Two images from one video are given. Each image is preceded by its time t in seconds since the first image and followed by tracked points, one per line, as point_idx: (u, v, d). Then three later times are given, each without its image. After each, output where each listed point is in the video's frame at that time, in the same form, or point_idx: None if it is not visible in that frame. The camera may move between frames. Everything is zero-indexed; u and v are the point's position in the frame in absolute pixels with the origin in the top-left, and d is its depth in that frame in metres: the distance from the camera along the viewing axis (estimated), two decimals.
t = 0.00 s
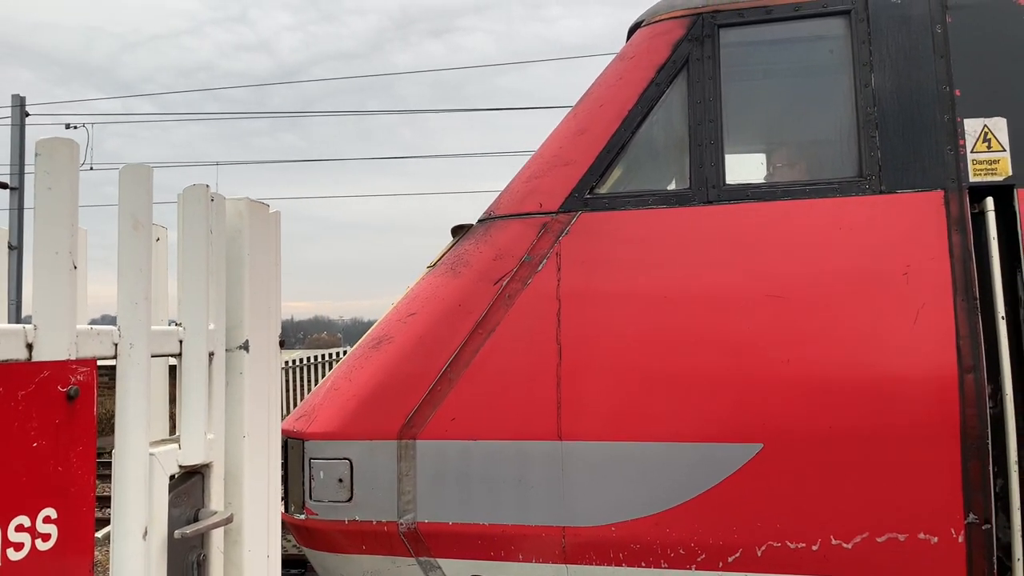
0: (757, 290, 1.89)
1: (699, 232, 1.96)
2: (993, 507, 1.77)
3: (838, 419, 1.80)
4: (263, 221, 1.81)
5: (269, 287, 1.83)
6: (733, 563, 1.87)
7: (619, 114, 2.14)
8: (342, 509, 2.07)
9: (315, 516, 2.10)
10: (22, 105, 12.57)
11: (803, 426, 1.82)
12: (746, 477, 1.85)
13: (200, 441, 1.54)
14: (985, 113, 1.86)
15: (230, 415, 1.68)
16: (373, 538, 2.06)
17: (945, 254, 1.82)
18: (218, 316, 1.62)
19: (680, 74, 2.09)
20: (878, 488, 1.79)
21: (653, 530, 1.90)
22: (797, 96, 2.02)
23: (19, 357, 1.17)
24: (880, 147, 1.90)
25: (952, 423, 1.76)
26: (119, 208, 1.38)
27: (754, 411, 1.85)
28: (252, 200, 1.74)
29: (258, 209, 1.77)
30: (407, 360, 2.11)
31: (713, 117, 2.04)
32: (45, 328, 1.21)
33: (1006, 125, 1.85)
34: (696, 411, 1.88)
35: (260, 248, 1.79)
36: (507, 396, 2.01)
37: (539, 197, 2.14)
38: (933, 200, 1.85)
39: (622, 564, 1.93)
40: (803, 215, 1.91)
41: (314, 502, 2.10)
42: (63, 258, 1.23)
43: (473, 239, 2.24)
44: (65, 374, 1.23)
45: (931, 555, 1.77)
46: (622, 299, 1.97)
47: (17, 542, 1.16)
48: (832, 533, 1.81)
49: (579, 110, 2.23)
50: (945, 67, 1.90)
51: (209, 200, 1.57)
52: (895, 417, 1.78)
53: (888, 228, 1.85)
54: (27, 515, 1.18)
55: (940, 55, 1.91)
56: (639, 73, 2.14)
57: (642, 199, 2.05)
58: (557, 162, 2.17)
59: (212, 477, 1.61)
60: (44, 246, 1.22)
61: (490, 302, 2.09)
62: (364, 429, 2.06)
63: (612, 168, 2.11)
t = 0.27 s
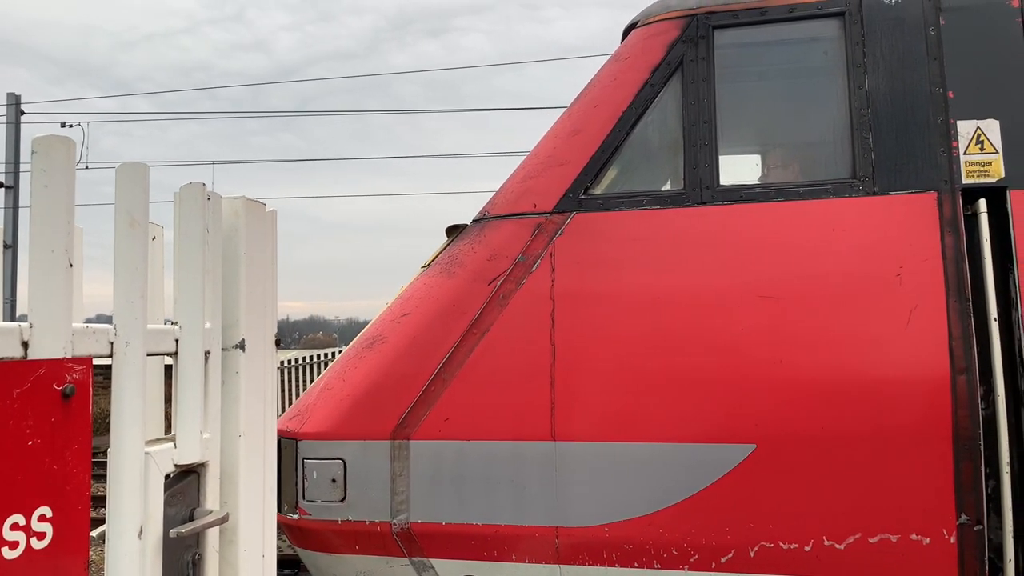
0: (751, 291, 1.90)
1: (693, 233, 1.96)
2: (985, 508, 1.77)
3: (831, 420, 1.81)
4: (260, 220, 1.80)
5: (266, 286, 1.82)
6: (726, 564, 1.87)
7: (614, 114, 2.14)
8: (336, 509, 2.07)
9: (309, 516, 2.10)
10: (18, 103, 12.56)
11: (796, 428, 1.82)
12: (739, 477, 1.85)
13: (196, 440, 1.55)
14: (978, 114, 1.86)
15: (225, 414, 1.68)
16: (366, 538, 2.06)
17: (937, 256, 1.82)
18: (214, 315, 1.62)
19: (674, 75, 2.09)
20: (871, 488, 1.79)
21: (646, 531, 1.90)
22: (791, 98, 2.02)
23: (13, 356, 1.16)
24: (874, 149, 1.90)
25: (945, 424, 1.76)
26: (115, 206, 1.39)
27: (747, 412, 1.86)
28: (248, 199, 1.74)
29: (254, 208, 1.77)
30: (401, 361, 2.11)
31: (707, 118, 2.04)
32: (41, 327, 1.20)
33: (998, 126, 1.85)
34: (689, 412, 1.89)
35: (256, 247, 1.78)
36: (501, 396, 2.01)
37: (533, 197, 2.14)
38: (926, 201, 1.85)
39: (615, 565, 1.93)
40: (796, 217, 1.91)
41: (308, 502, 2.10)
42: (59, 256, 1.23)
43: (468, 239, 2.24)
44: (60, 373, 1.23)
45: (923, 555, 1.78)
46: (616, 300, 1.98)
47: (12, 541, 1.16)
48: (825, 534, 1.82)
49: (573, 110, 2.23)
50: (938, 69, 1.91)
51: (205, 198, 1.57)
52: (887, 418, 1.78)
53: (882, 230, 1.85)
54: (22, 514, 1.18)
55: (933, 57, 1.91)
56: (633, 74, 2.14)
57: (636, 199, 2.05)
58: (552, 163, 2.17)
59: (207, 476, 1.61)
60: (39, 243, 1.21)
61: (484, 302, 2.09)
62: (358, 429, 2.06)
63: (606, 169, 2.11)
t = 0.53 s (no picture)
0: (746, 289, 1.90)
1: (689, 231, 1.96)
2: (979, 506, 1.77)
3: (826, 418, 1.82)
4: (258, 217, 1.80)
5: (264, 283, 1.83)
6: (721, 562, 1.87)
7: (609, 112, 2.13)
8: (331, 508, 2.08)
9: (304, 514, 2.10)
10: (17, 102, 12.56)
11: (791, 426, 1.83)
12: (734, 475, 1.86)
13: (195, 439, 1.54)
14: (973, 112, 1.86)
15: (224, 413, 1.68)
16: (361, 537, 2.06)
17: (932, 253, 1.82)
18: (212, 313, 1.62)
19: (670, 73, 2.08)
20: (865, 486, 1.80)
21: (641, 529, 1.90)
22: (787, 96, 2.02)
23: (12, 354, 1.16)
24: (869, 147, 1.90)
25: (939, 422, 1.77)
26: (113, 203, 1.38)
27: (741, 410, 1.86)
28: (246, 197, 1.73)
29: (253, 205, 1.76)
30: (397, 359, 2.11)
31: (703, 115, 2.03)
32: (40, 325, 1.20)
33: (993, 124, 1.84)
34: (684, 410, 1.89)
35: (255, 245, 1.79)
36: (497, 394, 2.02)
37: (528, 195, 2.14)
38: (921, 200, 1.85)
39: (610, 563, 1.93)
40: (791, 215, 1.91)
41: (303, 501, 2.10)
42: (58, 254, 1.23)
43: (463, 238, 2.23)
44: (59, 371, 1.22)
45: (918, 553, 1.78)
46: (612, 298, 1.98)
47: (11, 540, 1.16)
48: (820, 532, 1.82)
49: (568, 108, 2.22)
50: (933, 66, 1.90)
51: (204, 197, 1.57)
52: (881, 416, 1.79)
53: (876, 228, 1.85)
54: (21, 512, 1.18)
55: (929, 55, 1.91)
56: (628, 72, 2.13)
57: (631, 197, 2.04)
58: (548, 161, 2.16)
59: (206, 475, 1.62)
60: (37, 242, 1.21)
61: (479, 301, 2.09)
62: (353, 428, 2.06)
63: (601, 167, 2.10)
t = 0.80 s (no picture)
0: (743, 287, 1.90)
1: (685, 229, 1.96)
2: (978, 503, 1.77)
3: (823, 416, 1.82)
4: (263, 218, 1.81)
5: (269, 284, 1.83)
6: (719, 560, 1.87)
7: (606, 111, 2.13)
8: (331, 507, 2.08)
9: (304, 513, 2.11)
10: (21, 103, 12.60)
11: (788, 424, 1.83)
12: (731, 473, 1.86)
13: (200, 441, 1.55)
14: (970, 109, 1.85)
15: (229, 413, 1.69)
16: (361, 536, 2.07)
17: (929, 251, 1.82)
18: (217, 315, 1.63)
19: (667, 71, 2.08)
20: (863, 484, 1.80)
21: (639, 527, 1.91)
22: (783, 94, 2.02)
23: (18, 357, 1.17)
24: (865, 144, 1.90)
25: (936, 419, 1.77)
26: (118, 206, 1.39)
27: (738, 408, 1.86)
28: (251, 198, 1.74)
29: (258, 207, 1.77)
30: (395, 359, 2.11)
31: (699, 114, 2.03)
32: (44, 328, 1.21)
33: (990, 121, 1.83)
34: (681, 408, 1.89)
35: (260, 245, 1.79)
36: (495, 393, 2.02)
37: (526, 194, 2.14)
38: (918, 197, 1.85)
39: (609, 561, 1.93)
40: (787, 213, 1.91)
41: (303, 500, 2.11)
42: (63, 257, 1.23)
43: (461, 237, 2.24)
44: (64, 374, 1.23)
45: (916, 550, 1.78)
46: (609, 297, 1.98)
47: (18, 543, 1.17)
48: (818, 530, 1.82)
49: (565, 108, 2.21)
50: (930, 63, 1.90)
51: (209, 198, 1.57)
52: (878, 413, 1.79)
53: (872, 225, 1.85)
54: (28, 514, 1.19)
55: (925, 52, 1.90)
56: (625, 70, 2.13)
57: (629, 196, 2.04)
58: (545, 160, 2.16)
59: (212, 476, 1.62)
60: (43, 246, 1.22)
61: (477, 300, 2.09)
62: (353, 428, 2.07)
63: (599, 166, 2.10)
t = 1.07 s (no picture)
0: (735, 285, 1.90)
1: (678, 228, 1.97)
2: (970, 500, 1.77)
3: (815, 414, 1.82)
4: (269, 219, 1.83)
5: (275, 285, 1.85)
6: (712, 558, 1.87)
7: (599, 110, 2.13)
8: (326, 506, 2.09)
9: (299, 513, 2.11)
10: (27, 105, 12.65)
11: (780, 421, 1.84)
12: (724, 471, 1.87)
13: (207, 441, 1.57)
14: (962, 106, 1.85)
15: (237, 413, 1.70)
16: (356, 534, 2.08)
17: (921, 248, 1.82)
18: (224, 315, 1.64)
19: (659, 70, 2.08)
20: (855, 482, 1.80)
21: (633, 525, 1.91)
22: (776, 91, 2.01)
23: (25, 360, 1.20)
24: (857, 141, 1.89)
25: (928, 416, 1.77)
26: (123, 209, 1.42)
27: (731, 406, 1.87)
28: (256, 200, 1.76)
29: (264, 208, 1.79)
30: (390, 359, 2.12)
31: (691, 112, 2.03)
32: (52, 330, 1.24)
33: (982, 117, 1.83)
34: (674, 406, 1.90)
35: (266, 246, 1.81)
36: (489, 392, 2.03)
37: (519, 193, 2.14)
38: (910, 194, 1.85)
39: (602, 559, 1.94)
40: (780, 211, 1.91)
41: (298, 499, 2.12)
42: (70, 260, 1.27)
43: (455, 237, 2.24)
44: (71, 377, 1.25)
45: (908, 548, 1.77)
46: (602, 296, 1.99)
47: (26, 544, 1.19)
48: (811, 528, 1.82)
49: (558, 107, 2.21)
50: (921, 60, 1.90)
51: (214, 200, 1.60)
52: (871, 410, 1.79)
53: (864, 223, 1.85)
54: (37, 516, 1.21)
55: (917, 49, 1.90)
56: (618, 69, 2.12)
57: (622, 194, 2.04)
58: (539, 159, 2.16)
59: (219, 476, 1.64)
60: (49, 250, 1.25)
61: (471, 299, 2.10)
62: (348, 428, 2.08)
63: (592, 165, 2.10)
